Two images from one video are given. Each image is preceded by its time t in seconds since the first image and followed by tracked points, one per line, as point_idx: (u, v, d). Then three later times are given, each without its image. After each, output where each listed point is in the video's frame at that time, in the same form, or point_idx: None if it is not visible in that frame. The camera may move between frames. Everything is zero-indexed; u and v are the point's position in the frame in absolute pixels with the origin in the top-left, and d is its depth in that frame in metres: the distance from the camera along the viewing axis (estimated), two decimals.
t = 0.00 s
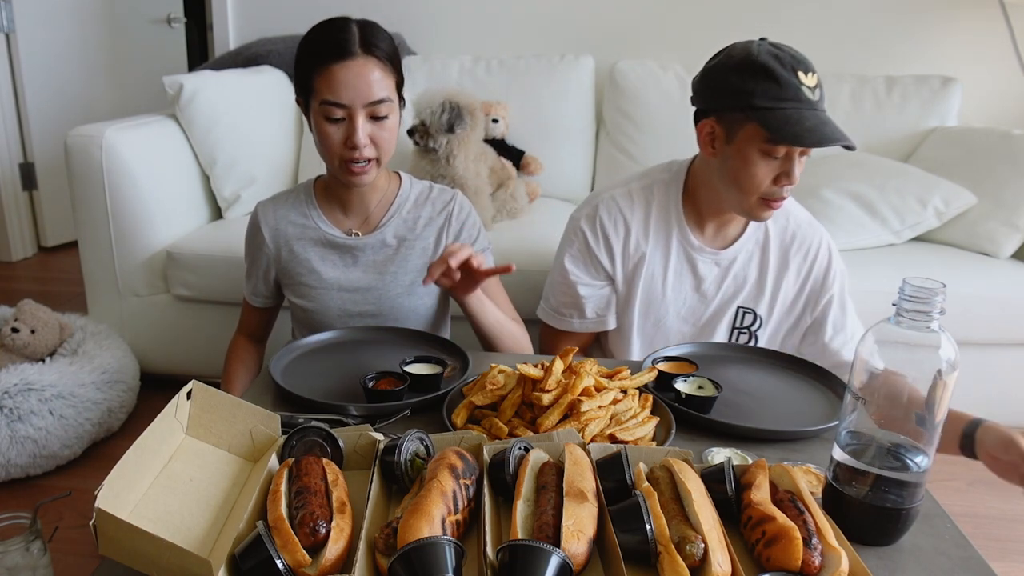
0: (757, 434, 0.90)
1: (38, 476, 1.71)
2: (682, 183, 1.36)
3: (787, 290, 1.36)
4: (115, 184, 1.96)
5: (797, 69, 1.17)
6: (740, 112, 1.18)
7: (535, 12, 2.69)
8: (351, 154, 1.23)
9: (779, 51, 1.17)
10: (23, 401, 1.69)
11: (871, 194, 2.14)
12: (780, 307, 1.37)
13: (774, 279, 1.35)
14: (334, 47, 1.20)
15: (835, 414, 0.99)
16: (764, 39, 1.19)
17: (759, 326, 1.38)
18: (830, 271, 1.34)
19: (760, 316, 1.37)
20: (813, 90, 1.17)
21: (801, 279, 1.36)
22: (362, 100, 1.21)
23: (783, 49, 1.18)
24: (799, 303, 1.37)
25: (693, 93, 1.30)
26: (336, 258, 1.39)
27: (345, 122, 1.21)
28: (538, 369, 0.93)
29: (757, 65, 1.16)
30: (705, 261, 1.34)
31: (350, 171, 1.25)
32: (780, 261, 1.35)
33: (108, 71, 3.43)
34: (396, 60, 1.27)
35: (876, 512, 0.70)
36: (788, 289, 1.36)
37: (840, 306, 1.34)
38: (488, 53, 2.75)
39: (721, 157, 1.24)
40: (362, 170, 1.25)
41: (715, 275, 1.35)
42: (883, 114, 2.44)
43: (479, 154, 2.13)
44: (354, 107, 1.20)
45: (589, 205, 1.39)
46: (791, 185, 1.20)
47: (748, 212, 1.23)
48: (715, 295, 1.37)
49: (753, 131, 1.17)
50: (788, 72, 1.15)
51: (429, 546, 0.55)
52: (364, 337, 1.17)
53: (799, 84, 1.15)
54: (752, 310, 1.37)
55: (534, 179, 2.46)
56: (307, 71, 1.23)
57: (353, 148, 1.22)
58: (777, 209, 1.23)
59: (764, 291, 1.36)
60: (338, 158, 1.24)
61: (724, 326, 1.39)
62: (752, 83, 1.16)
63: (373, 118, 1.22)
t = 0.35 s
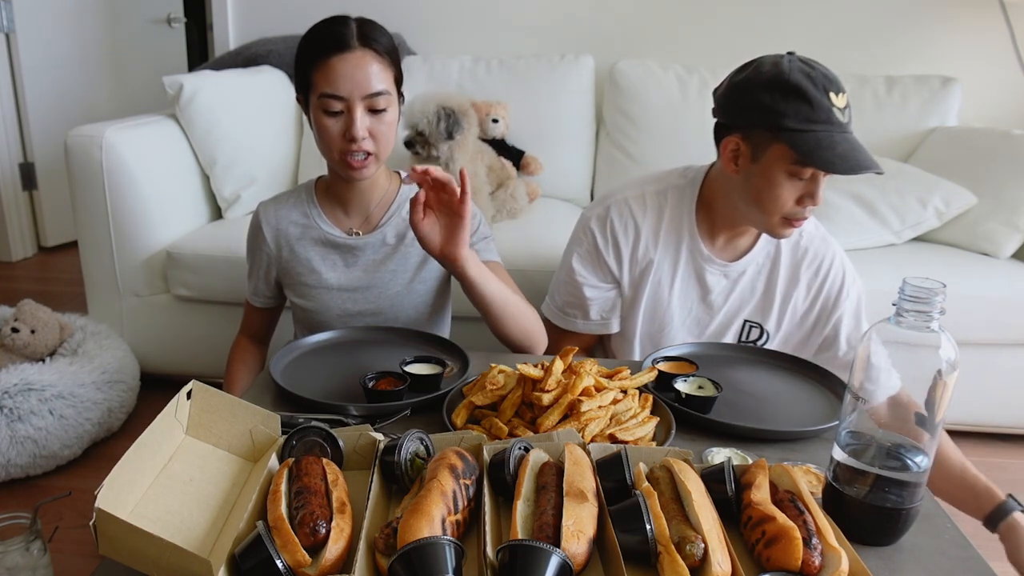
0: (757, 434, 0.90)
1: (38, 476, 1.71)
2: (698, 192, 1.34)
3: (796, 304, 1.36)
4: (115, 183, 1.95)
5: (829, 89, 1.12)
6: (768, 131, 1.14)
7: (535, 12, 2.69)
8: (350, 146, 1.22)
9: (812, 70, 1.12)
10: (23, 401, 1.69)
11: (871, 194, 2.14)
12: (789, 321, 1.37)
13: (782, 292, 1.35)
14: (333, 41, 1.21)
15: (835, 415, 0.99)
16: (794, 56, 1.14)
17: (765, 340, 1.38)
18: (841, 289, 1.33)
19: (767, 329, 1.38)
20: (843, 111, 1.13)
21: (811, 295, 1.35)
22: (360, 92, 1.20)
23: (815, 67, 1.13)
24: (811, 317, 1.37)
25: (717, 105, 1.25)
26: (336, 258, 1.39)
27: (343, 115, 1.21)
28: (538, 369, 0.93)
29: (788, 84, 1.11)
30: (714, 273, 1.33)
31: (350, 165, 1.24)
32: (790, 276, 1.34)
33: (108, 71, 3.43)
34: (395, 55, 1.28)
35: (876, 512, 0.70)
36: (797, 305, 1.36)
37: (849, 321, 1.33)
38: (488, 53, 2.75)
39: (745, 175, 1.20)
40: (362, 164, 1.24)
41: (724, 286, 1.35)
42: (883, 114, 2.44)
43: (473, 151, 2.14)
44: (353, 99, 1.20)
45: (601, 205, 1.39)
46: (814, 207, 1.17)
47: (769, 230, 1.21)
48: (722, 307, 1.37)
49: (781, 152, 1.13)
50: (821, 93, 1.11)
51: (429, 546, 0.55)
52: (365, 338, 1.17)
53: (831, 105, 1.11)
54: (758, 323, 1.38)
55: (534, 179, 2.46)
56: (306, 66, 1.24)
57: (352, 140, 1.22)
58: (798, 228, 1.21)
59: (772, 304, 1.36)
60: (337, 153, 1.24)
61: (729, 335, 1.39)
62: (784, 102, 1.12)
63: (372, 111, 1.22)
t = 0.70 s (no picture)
0: (757, 434, 0.90)
1: (38, 476, 1.71)
2: (711, 193, 1.34)
3: (804, 309, 1.36)
4: (115, 184, 1.95)
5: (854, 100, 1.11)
6: (792, 140, 1.13)
7: (534, 12, 2.69)
8: (348, 151, 1.23)
9: (838, 80, 1.10)
10: (23, 401, 1.69)
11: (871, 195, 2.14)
12: (796, 326, 1.37)
13: (791, 297, 1.35)
14: (330, 46, 1.21)
15: (835, 415, 0.99)
16: (819, 64, 1.12)
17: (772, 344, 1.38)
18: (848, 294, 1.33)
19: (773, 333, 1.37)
20: (867, 123, 1.12)
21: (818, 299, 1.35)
22: (357, 98, 1.20)
23: (840, 77, 1.11)
24: (818, 322, 1.37)
25: (738, 109, 1.23)
26: (336, 258, 1.39)
27: (341, 120, 1.21)
28: (538, 369, 0.93)
29: (814, 93, 1.10)
30: (725, 276, 1.33)
31: (347, 169, 1.25)
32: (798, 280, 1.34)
33: (108, 71, 3.43)
34: (393, 58, 1.27)
35: (876, 512, 0.70)
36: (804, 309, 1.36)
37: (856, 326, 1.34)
38: (488, 53, 2.75)
39: (766, 182, 1.19)
40: (359, 168, 1.25)
41: (732, 289, 1.35)
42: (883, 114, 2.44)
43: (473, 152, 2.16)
44: (351, 105, 1.20)
45: (614, 205, 1.39)
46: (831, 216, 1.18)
47: (784, 236, 1.21)
48: (731, 310, 1.37)
49: (805, 160, 1.12)
50: (846, 104, 1.10)
51: (429, 545, 0.55)
52: (367, 338, 1.17)
53: (856, 116, 1.10)
54: (766, 327, 1.37)
55: (534, 179, 2.46)
56: (303, 70, 1.24)
57: (350, 146, 1.22)
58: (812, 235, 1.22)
59: (779, 308, 1.36)
60: (336, 157, 1.24)
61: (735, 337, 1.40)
62: (809, 111, 1.10)
63: (370, 117, 1.22)
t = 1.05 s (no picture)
0: (757, 434, 0.90)
1: (38, 476, 1.71)
2: (717, 194, 1.34)
3: (807, 311, 1.35)
4: (115, 183, 1.96)
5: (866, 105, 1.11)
6: (805, 144, 1.12)
7: (534, 12, 2.69)
8: (353, 154, 1.23)
9: (850, 85, 1.10)
10: (23, 401, 1.69)
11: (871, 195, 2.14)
12: (800, 328, 1.36)
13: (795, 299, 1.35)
14: (333, 46, 1.20)
15: (835, 415, 0.99)
16: (831, 69, 1.12)
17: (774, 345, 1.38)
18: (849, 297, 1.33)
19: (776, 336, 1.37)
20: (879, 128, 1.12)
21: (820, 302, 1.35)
22: (363, 101, 1.21)
23: (853, 82, 1.11)
24: (821, 325, 1.37)
25: (749, 112, 1.23)
26: (335, 258, 1.39)
27: (347, 123, 1.22)
28: (538, 369, 0.93)
29: (827, 97, 1.09)
30: (728, 278, 1.33)
31: (352, 171, 1.25)
32: (801, 283, 1.34)
33: (108, 71, 3.43)
34: (394, 59, 1.27)
35: (876, 512, 0.70)
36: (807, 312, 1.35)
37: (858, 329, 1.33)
38: (487, 53, 2.75)
39: (777, 186, 1.19)
40: (365, 170, 1.25)
41: (736, 292, 1.35)
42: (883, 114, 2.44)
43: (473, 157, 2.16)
44: (356, 107, 1.20)
45: (619, 205, 1.39)
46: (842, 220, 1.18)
47: (792, 240, 1.21)
48: (734, 311, 1.37)
49: (818, 165, 1.12)
50: (860, 109, 1.09)
51: (429, 545, 0.55)
52: (367, 338, 1.17)
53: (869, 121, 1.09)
54: (768, 328, 1.37)
55: (534, 179, 2.46)
56: (306, 70, 1.23)
57: (355, 148, 1.23)
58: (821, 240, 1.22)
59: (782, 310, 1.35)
60: (340, 159, 1.24)
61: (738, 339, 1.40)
62: (822, 116, 1.10)
63: (374, 118, 1.23)
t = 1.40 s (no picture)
0: (757, 434, 0.90)
1: (38, 476, 1.71)
2: (712, 195, 1.34)
3: (801, 311, 1.36)
4: (115, 183, 1.96)
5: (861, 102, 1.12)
6: (804, 144, 1.12)
7: (534, 12, 2.69)
8: (354, 148, 1.23)
9: (845, 83, 1.11)
10: (23, 401, 1.69)
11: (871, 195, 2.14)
12: (794, 328, 1.37)
13: (789, 299, 1.35)
14: (336, 42, 1.20)
15: (835, 415, 0.99)
16: (825, 69, 1.13)
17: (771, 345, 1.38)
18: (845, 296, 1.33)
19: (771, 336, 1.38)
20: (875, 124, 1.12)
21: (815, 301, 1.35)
22: (365, 94, 1.21)
23: (847, 81, 1.12)
24: (817, 324, 1.36)
25: (743, 114, 1.23)
26: (337, 257, 1.39)
27: (348, 117, 1.21)
28: (538, 369, 0.93)
29: (823, 95, 1.10)
30: (725, 278, 1.34)
31: (353, 165, 1.25)
32: (796, 283, 1.34)
33: (108, 71, 3.43)
34: (397, 56, 1.27)
35: (875, 512, 0.70)
36: (802, 311, 1.36)
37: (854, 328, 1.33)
38: (487, 53, 2.75)
39: (776, 186, 1.19)
40: (366, 163, 1.25)
41: (732, 292, 1.35)
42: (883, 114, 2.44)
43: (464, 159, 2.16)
44: (358, 101, 1.20)
45: (615, 206, 1.39)
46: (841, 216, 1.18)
47: (792, 239, 1.21)
48: (730, 311, 1.37)
49: (817, 164, 1.12)
50: (855, 106, 1.10)
51: (429, 545, 0.55)
52: (365, 338, 1.17)
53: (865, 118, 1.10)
54: (764, 328, 1.38)
55: (534, 179, 2.46)
56: (308, 66, 1.23)
57: (356, 142, 1.22)
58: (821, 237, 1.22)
59: (776, 310, 1.36)
60: (341, 153, 1.24)
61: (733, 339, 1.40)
62: (819, 114, 1.10)
63: (375, 113, 1.22)
